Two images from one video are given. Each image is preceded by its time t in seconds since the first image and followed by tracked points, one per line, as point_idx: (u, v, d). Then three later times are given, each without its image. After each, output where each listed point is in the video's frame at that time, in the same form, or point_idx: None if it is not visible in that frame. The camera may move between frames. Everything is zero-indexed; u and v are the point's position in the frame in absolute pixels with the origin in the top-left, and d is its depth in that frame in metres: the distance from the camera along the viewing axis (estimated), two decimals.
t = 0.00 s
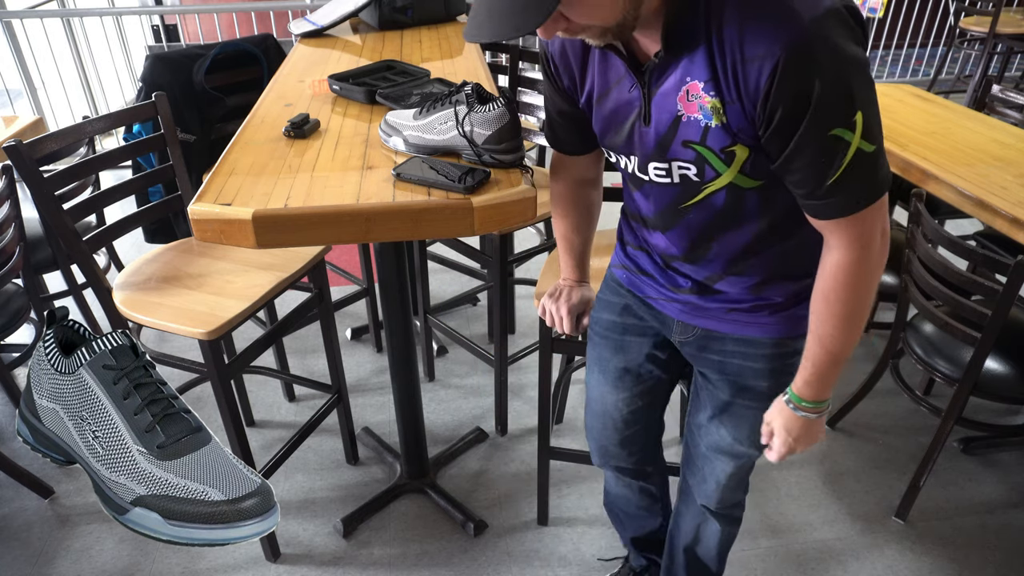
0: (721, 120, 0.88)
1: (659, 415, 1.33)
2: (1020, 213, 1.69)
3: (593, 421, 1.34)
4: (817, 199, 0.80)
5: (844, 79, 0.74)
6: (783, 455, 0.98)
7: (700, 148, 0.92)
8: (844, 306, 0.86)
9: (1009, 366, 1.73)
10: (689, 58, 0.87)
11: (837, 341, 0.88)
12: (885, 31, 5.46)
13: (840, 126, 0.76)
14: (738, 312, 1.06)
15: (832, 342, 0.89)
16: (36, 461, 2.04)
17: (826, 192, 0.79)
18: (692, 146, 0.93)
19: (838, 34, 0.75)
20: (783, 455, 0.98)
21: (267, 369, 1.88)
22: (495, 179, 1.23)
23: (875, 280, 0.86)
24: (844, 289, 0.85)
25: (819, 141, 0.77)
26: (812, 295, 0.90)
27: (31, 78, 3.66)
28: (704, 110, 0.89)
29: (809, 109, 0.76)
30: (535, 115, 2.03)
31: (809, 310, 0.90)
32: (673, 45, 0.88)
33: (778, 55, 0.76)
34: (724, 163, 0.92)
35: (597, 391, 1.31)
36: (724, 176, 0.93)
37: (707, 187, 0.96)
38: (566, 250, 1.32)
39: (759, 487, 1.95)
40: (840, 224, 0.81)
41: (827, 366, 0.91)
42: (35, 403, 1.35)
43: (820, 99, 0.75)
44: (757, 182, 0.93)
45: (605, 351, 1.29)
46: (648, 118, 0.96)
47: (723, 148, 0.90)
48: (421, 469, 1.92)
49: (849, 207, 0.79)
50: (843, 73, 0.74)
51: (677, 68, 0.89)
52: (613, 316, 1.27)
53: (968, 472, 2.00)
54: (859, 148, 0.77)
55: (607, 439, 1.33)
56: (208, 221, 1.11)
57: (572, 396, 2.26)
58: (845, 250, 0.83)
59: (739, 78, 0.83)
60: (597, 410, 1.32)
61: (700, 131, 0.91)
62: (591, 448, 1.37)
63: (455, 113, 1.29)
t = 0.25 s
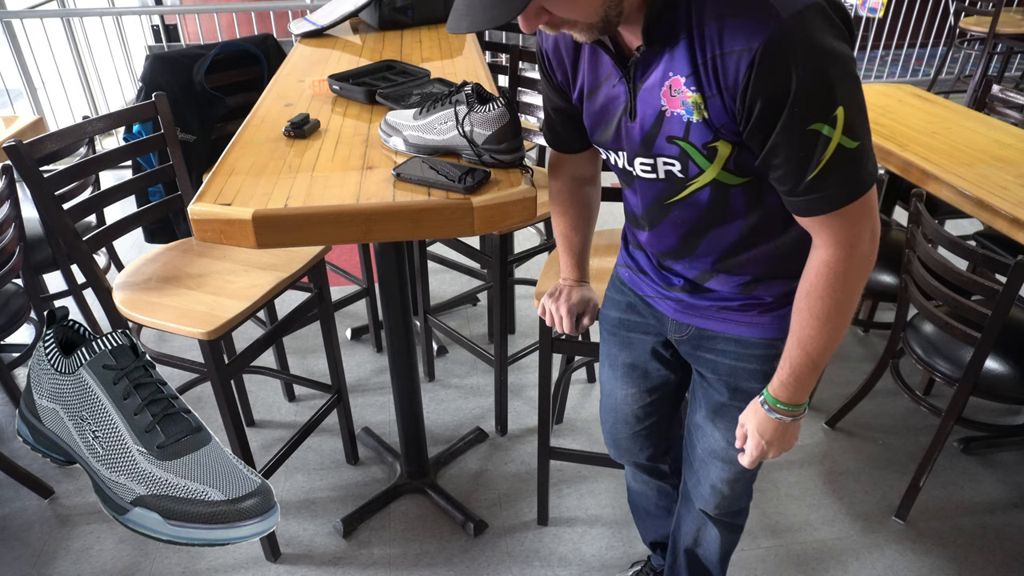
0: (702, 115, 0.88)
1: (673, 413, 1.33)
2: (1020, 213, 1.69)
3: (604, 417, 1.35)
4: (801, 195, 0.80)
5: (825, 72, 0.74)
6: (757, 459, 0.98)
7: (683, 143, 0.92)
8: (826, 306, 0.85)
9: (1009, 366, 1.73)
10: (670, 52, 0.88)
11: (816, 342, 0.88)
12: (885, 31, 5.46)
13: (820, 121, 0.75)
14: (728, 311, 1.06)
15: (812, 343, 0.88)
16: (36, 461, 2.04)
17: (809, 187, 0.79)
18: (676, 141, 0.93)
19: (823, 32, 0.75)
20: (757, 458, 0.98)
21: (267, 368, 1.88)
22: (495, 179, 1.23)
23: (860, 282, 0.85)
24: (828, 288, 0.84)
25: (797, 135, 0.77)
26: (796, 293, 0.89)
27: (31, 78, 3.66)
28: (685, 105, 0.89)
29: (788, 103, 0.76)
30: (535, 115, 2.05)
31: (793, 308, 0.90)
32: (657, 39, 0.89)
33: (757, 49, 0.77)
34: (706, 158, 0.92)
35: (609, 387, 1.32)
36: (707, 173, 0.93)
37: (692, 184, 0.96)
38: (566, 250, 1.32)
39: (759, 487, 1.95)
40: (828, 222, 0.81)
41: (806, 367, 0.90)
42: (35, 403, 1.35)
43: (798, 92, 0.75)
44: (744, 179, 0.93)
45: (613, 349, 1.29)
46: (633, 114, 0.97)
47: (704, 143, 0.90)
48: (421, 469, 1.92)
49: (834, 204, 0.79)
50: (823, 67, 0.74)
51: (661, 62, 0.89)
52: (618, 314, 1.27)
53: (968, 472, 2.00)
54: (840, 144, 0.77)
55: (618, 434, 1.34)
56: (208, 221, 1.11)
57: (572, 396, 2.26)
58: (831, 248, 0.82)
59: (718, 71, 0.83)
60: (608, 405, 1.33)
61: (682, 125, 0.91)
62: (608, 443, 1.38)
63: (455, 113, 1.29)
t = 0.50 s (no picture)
0: (689, 103, 0.88)
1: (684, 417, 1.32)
2: (1020, 213, 1.69)
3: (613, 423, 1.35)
4: (781, 184, 0.80)
5: (805, 59, 0.74)
6: (729, 460, 0.97)
7: (673, 133, 0.92)
8: (804, 302, 0.84)
9: (1009, 366, 1.73)
10: (658, 42, 0.88)
11: (793, 338, 0.87)
12: (885, 31, 5.46)
13: (799, 107, 0.75)
14: (729, 305, 1.06)
15: (789, 339, 0.87)
16: (36, 461, 2.04)
17: (788, 176, 0.79)
18: (665, 130, 0.93)
19: (804, 19, 0.75)
20: (730, 459, 0.97)
21: (267, 369, 1.88)
22: (495, 178, 1.23)
23: (841, 280, 0.84)
24: (806, 283, 0.83)
25: (777, 121, 0.76)
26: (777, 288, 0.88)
27: (31, 78, 3.66)
28: (673, 94, 0.89)
29: (768, 88, 0.76)
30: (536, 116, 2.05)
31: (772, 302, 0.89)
32: (645, 28, 0.89)
33: (739, 35, 0.77)
34: (694, 147, 0.92)
35: (616, 392, 1.32)
36: (697, 162, 0.93)
37: (683, 174, 0.96)
38: (565, 249, 1.32)
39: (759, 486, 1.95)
40: (807, 214, 0.80)
41: (782, 364, 0.89)
42: (35, 403, 1.35)
43: (779, 77, 0.75)
44: (734, 170, 0.93)
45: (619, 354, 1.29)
46: (625, 104, 0.97)
47: (693, 132, 0.90)
48: (421, 469, 1.92)
49: (813, 195, 0.78)
50: (802, 53, 0.74)
51: (649, 52, 0.90)
52: (622, 318, 1.27)
53: (968, 472, 2.00)
54: (820, 132, 0.76)
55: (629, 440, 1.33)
56: (208, 221, 1.11)
57: (572, 396, 2.26)
58: (810, 241, 0.81)
59: (704, 59, 0.83)
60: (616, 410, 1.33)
61: (670, 114, 0.91)
62: (619, 449, 1.37)
63: (455, 113, 1.29)
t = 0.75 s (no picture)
0: (698, 78, 0.88)
1: (695, 416, 1.31)
2: (1020, 213, 1.69)
3: (625, 427, 1.34)
4: (788, 151, 0.80)
5: (814, 23, 0.75)
6: (715, 433, 0.96)
7: (681, 112, 0.92)
8: (804, 270, 0.85)
9: (1009, 366, 1.73)
10: (664, 20, 0.88)
11: (790, 307, 0.88)
12: (885, 31, 5.46)
13: (809, 72, 0.76)
14: (743, 296, 1.07)
15: (785, 308, 0.88)
16: (36, 461, 2.04)
17: (797, 143, 0.79)
18: (673, 110, 0.92)
19: None
20: (715, 432, 0.96)
21: (267, 369, 1.88)
22: (495, 178, 1.23)
23: (839, 249, 0.85)
24: (806, 250, 0.84)
25: (787, 87, 0.77)
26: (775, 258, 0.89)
27: (31, 78, 3.66)
28: (681, 70, 0.89)
29: (779, 52, 0.76)
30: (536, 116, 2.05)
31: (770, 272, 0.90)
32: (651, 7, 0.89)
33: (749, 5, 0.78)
34: (705, 125, 0.91)
35: (628, 397, 1.31)
36: (707, 140, 0.92)
37: (692, 154, 0.96)
38: (564, 249, 1.32)
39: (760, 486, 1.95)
40: (812, 180, 0.81)
41: (777, 334, 0.90)
42: (35, 403, 1.35)
43: (790, 40, 0.75)
44: (743, 148, 0.92)
45: (630, 360, 1.28)
46: (630, 89, 0.97)
47: (703, 109, 0.89)
48: (421, 469, 1.92)
49: (819, 161, 0.79)
50: (812, 18, 0.75)
51: (654, 31, 0.90)
52: (629, 323, 1.26)
53: (968, 472, 2.00)
54: (828, 98, 0.77)
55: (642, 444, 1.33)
56: (208, 221, 1.11)
57: (572, 396, 2.26)
58: (813, 208, 0.82)
59: (713, 32, 0.83)
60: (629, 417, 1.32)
61: (679, 91, 0.90)
62: (630, 452, 1.36)
63: (455, 113, 1.29)
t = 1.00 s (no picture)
0: (715, 56, 0.89)
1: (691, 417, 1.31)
2: (1020, 212, 1.69)
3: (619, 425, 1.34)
4: (810, 129, 0.83)
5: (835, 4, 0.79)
6: (705, 406, 0.97)
7: (695, 91, 0.93)
8: (817, 247, 0.87)
9: (1009, 366, 1.73)
10: None
11: (799, 284, 0.89)
12: (885, 31, 5.46)
13: (832, 49, 0.79)
14: (735, 291, 1.07)
15: (795, 284, 0.89)
16: (36, 461, 2.04)
17: (819, 119, 0.82)
18: (687, 90, 0.94)
19: None
20: (707, 405, 0.97)
21: (267, 369, 1.88)
22: (495, 178, 1.23)
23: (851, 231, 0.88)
24: (820, 228, 0.86)
25: (810, 63, 0.80)
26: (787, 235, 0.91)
27: (31, 78, 3.66)
28: (698, 48, 0.90)
29: (802, 30, 0.79)
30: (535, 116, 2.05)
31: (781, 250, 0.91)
32: None
33: None
34: (718, 104, 0.92)
35: (621, 396, 1.30)
36: (719, 120, 0.93)
37: (703, 137, 0.96)
38: (565, 248, 1.32)
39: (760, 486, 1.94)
40: (831, 158, 0.84)
41: (782, 310, 0.91)
42: (35, 403, 1.35)
43: (812, 18, 0.79)
44: (752, 130, 0.94)
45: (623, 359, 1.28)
46: (642, 70, 0.98)
47: (718, 87, 0.91)
48: (421, 469, 1.92)
49: (839, 138, 0.82)
50: None
51: (673, 11, 0.92)
52: (622, 322, 1.26)
53: (968, 472, 2.00)
54: (849, 75, 0.80)
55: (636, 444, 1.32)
56: (208, 221, 1.11)
57: (572, 396, 2.26)
58: (830, 186, 0.85)
59: (735, 9, 0.86)
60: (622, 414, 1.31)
61: (694, 70, 0.92)
62: (624, 451, 1.36)
63: (455, 113, 1.29)
